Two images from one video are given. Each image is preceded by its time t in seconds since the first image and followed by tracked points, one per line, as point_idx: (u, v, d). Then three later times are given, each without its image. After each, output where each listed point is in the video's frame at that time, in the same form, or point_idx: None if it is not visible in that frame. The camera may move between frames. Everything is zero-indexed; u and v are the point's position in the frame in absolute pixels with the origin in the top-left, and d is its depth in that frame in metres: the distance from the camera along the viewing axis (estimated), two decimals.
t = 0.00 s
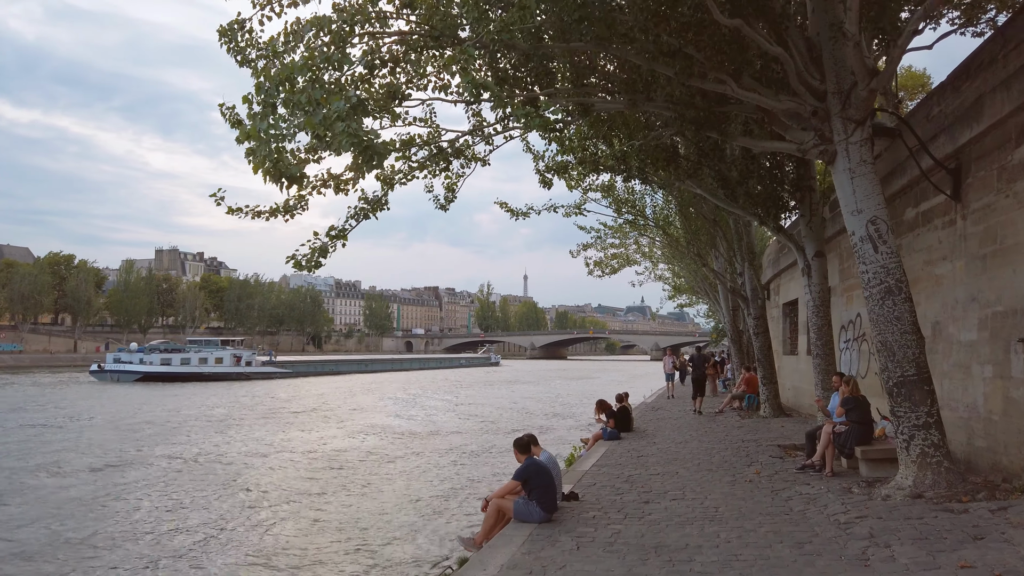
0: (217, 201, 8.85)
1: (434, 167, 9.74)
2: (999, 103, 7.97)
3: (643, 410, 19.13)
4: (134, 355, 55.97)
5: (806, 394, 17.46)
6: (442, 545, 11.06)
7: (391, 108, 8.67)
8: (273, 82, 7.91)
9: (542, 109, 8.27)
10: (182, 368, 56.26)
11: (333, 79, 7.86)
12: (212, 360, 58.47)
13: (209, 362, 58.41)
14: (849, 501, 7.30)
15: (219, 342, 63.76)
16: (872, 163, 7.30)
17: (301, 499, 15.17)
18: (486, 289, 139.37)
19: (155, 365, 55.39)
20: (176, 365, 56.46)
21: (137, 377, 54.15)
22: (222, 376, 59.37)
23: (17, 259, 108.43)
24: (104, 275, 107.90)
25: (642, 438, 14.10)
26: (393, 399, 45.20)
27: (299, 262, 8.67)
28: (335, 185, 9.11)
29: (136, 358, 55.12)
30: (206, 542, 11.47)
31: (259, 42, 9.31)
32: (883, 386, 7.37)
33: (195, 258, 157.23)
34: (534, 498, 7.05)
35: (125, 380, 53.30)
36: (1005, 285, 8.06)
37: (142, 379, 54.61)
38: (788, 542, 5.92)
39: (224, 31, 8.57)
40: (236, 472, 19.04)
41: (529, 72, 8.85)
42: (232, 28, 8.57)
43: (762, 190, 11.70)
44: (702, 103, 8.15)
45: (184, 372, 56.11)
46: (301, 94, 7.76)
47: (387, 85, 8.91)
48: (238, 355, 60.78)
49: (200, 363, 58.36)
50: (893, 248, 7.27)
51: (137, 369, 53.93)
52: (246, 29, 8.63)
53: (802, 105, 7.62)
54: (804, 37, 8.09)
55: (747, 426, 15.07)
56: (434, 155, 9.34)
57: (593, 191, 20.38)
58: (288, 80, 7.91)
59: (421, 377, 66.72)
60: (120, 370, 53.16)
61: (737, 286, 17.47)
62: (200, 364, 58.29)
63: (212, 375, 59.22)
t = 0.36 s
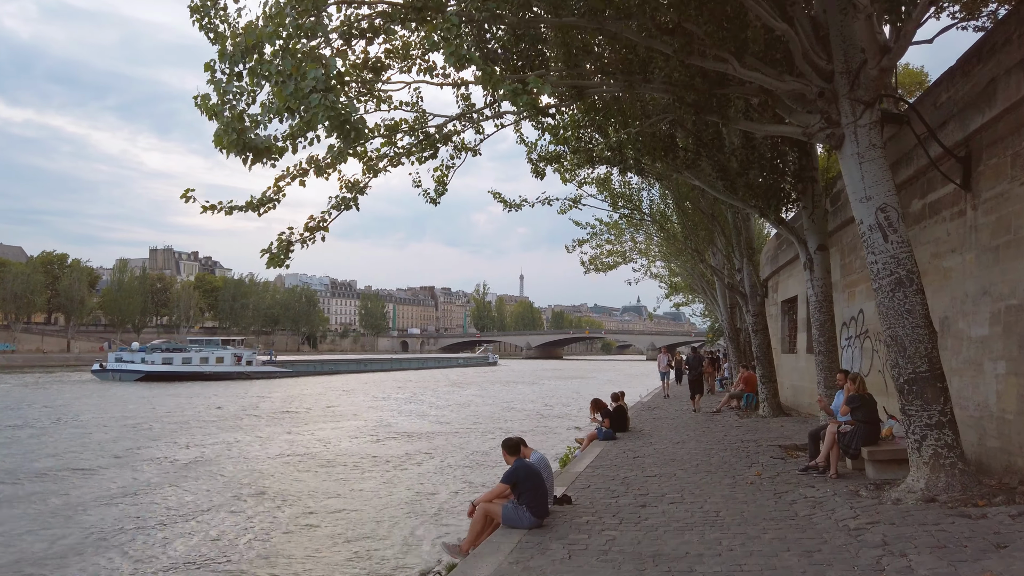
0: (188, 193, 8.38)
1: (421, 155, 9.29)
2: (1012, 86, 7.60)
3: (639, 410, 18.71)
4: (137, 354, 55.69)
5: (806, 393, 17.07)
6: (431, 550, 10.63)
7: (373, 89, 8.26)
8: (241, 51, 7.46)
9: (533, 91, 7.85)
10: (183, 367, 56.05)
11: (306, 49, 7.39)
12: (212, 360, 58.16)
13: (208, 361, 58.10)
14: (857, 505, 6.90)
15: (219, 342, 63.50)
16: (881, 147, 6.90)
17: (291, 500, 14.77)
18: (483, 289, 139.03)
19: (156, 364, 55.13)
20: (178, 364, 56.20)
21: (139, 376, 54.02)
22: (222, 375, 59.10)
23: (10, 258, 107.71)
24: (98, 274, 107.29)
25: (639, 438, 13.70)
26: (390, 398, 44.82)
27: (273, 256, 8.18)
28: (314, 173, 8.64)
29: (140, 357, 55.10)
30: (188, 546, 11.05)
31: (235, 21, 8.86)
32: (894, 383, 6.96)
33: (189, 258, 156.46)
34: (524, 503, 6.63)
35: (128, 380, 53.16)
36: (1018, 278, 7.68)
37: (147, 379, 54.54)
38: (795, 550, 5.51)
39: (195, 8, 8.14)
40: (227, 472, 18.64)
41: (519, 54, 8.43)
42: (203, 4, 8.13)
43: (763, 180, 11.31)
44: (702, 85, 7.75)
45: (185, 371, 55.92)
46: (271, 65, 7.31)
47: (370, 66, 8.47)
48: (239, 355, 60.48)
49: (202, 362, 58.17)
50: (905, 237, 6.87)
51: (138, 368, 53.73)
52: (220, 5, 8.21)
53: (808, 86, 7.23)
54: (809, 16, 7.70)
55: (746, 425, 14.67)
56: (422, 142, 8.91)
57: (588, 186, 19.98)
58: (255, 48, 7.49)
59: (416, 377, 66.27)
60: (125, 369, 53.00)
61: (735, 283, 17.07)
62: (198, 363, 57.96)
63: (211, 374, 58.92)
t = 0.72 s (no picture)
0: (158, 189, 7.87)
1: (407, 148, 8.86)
2: None
3: (636, 412, 18.30)
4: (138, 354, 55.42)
5: (807, 395, 16.69)
6: (419, 560, 10.20)
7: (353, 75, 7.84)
8: (204, 26, 6.98)
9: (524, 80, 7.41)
10: (181, 366, 55.78)
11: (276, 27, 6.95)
12: (214, 357, 57.90)
13: (206, 361, 57.75)
14: (869, 518, 6.49)
15: (219, 342, 63.22)
16: (894, 138, 6.51)
17: (281, 505, 14.37)
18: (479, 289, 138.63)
19: (157, 364, 54.78)
20: (178, 363, 55.99)
21: (142, 376, 53.90)
22: (222, 375, 58.83)
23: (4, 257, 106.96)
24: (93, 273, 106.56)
25: (635, 442, 13.29)
26: (387, 399, 44.44)
27: (242, 247, 7.71)
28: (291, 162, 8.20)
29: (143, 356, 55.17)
30: (172, 555, 10.64)
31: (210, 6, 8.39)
32: (907, 389, 6.56)
33: (184, 257, 155.69)
34: (514, 518, 6.20)
35: (129, 379, 52.96)
36: None
37: (146, 378, 54.23)
38: (805, 571, 5.10)
39: None
40: (218, 475, 18.25)
41: (510, 41, 7.99)
42: None
43: (764, 176, 10.92)
44: (704, 72, 7.37)
45: (186, 371, 55.70)
46: (237, 42, 6.86)
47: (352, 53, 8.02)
48: (239, 355, 60.17)
49: (203, 361, 58.01)
50: (918, 233, 6.47)
51: (139, 368, 53.54)
52: None
53: (815, 73, 6.83)
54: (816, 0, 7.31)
55: (746, 429, 14.26)
56: (407, 133, 8.49)
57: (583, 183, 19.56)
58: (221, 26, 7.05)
59: (411, 377, 65.84)
60: (126, 369, 52.75)
61: (734, 282, 16.67)
62: (197, 363, 57.65)
63: (211, 373, 58.65)
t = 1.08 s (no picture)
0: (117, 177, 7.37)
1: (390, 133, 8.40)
2: None
3: (631, 413, 17.89)
4: (139, 354, 55.37)
5: (806, 395, 16.28)
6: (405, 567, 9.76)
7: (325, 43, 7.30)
8: None
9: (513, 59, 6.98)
10: (182, 366, 55.64)
11: None
12: (218, 356, 57.73)
13: (203, 360, 57.45)
14: (879, 526, 6.05)
15: (219, 342, 63.28)
16: (905, 119, 6.10)
17: (268, 506, 13.97)
18: (475, 288, 138.17)
19: (160, 364, 55.20)
20: (180, 362, 56.10)
21: (144, 376, 53.87)
22: (223, 374, 58.74)
23: None
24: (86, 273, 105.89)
25: (630, 443, 12.88)
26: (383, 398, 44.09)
27: (210, 240, 7.23)
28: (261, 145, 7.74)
29: (145, 356, 55.68)
30: (146, 563, 10.19)
31: None
32: (919, 387, 6.14)
33: (179, 257, 155.03)
34: (498, 525, 5.78)
35: (131, 379, 53.07)
36: None
37: (151, 378, 54.22)
38: None
39: None
40: (207, 475, 17.87)
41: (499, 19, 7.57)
42: None
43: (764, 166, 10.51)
44: (703, 49, 6.95)
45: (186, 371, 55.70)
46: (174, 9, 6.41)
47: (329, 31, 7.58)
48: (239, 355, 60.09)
49: (205, 361, 57.97)
50: (932, 221, 6.05)
51: (144, 368, 53.56)
52: None
53: (821, 49, 6.43)
54: None
55: (745, 429, 13.84)
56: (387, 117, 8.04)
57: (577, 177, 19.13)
58: None
59: (407, 377, 65.42)
60: (126, 369, 52.65)
61: (731, 278, 16.26)
62: (196, 363, 57.49)
63: (212, 372, 58.50)
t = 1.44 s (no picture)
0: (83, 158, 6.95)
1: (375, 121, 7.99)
2: None
3: (628, 413, 17.49)
4: (142, 354, 55.43)
5: (806, 395, 15.91)
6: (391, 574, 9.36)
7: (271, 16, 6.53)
8: None
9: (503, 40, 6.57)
10: (183, 365, 55.52)
11: None
12: (218, 356, 57.56)
13: (200, 360, 57.17)
14: (894, 537, 5.67)
15: (219, 342, 63.41)
16: (921, 101, 5.73)
17: (257, 506, 13.60)
18: (471, 287, 137.68)
19: (162, 364, 55.16)
20: (180, 362, 55.98)
21: (147, 374, 53.88)
22: (222, 374, 58.55)
23: None
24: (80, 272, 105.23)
25: (626, 445, 12.50)
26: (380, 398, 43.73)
27: (182, 227, 6.88)
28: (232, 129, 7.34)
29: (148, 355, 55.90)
30: (122, 569, 9.76)
31: None
32: (935, 388, 5.75)
33: (174, 256, 154.38)
34: (485, 537, 5.38)
35: (135, 378, 53.15)
36: None
37: (152, 378, 54.15)
38: None
39: None
40: (196, 474, 17.50)
41: None
42: None
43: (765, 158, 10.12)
44: (704, 28, 6.56)
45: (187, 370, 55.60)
46: None
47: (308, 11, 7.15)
48: (240, 355, 59.98)
49: (206, 360, 57.98)
50: (949, 210, 5.67)
51: (148, 368, 53.67)
52: None
53: (831, 28, 6.05)
54: None
55: (744, 430, 13.46)
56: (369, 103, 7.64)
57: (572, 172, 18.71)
58: None
59: (402, 377, 64.99)
60: (128, 368, 52.63)
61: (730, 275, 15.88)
62: (195, 362, 57.32)
63: (211, 372, 58.29)
